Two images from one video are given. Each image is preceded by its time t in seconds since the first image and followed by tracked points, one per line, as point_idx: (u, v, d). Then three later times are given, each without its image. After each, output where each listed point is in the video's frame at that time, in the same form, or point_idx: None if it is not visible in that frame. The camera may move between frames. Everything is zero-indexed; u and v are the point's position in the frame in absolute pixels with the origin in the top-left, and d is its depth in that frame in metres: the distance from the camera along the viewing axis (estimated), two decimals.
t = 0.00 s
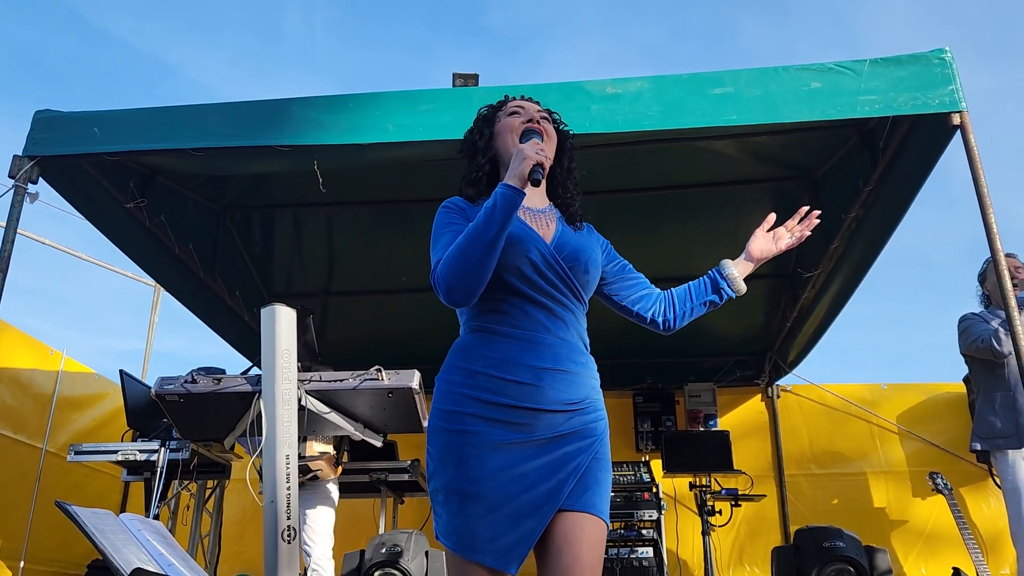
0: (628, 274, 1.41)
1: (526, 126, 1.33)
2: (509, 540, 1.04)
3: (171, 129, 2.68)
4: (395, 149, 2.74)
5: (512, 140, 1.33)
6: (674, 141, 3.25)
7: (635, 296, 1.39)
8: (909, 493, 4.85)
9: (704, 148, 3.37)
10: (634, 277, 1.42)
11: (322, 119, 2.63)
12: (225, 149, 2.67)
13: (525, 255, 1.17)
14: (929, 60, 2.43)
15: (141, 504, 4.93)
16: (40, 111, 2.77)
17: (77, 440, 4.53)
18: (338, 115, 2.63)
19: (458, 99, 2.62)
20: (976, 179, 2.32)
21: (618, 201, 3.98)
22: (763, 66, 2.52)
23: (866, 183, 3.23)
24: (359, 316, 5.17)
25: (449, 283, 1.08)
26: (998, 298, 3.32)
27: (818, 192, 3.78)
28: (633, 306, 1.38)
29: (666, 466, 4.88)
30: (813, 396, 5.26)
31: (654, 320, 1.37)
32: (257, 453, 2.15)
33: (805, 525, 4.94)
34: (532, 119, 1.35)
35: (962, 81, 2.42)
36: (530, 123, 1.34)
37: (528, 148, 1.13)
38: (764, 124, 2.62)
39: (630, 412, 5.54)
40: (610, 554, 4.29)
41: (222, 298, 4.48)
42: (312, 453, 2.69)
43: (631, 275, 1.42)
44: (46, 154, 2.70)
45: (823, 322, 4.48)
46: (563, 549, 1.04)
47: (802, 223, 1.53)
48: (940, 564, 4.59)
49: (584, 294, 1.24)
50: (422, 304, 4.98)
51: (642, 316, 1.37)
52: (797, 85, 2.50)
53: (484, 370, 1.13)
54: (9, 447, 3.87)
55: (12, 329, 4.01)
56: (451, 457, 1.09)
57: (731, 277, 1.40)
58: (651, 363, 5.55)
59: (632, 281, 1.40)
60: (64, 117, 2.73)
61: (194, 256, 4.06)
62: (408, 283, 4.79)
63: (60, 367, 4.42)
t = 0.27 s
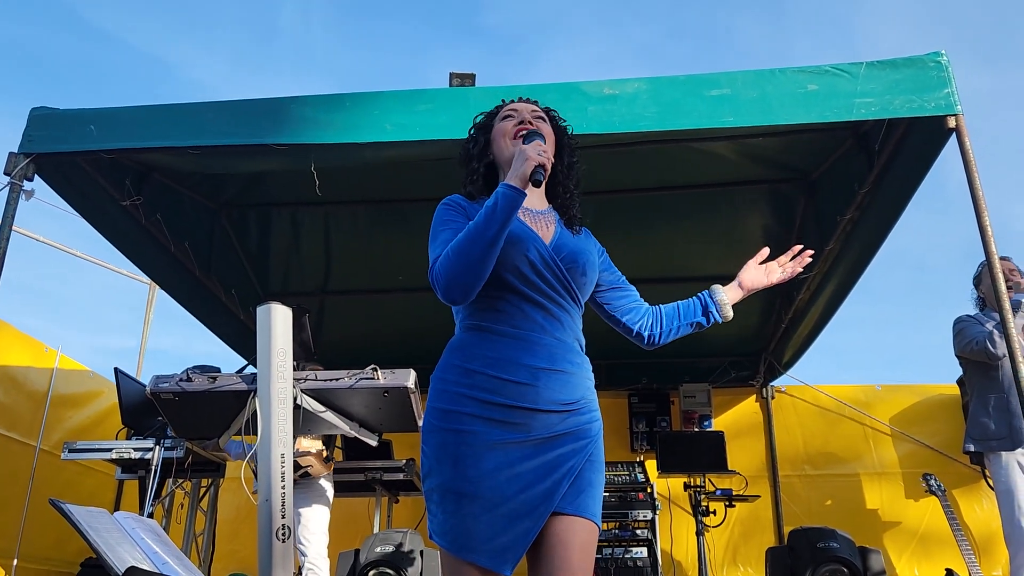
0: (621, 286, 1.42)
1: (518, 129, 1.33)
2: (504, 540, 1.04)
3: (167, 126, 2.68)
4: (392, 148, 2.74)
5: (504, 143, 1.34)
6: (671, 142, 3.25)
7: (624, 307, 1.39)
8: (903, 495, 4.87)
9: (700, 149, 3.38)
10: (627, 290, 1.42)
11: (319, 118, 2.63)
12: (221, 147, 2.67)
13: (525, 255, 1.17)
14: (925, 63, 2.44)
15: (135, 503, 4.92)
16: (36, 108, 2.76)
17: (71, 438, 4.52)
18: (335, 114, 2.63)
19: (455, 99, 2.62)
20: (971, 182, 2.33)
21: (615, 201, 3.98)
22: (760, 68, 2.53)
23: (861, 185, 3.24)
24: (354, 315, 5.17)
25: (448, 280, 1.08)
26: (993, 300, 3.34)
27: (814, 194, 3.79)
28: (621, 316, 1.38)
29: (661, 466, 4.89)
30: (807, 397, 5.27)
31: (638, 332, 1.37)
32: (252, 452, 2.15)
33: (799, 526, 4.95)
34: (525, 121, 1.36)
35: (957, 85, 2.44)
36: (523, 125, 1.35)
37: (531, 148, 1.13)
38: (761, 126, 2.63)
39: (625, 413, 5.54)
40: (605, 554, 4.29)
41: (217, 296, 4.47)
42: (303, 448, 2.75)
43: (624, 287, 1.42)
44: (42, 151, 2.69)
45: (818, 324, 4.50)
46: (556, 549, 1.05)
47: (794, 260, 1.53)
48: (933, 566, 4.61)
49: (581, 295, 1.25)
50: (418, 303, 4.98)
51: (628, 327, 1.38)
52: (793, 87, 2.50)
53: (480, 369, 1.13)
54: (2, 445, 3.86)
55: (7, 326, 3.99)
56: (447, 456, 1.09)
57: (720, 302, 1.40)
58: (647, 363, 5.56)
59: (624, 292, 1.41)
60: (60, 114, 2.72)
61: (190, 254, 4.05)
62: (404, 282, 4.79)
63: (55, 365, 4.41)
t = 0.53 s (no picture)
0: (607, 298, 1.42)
1: (522, 131, 1.34)
2: (497, 537, 1.03)
3: (162, 121, 2.66)
4: (388, 145, 2.73)
5: (507, 144, 1.34)
6: (667, 142, 3.25)
7: (607, 319, 1.39)
8: (896, 495, 4.88)
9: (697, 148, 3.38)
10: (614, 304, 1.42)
11: (315, 114, 2.62)
12: (216, 142, 2.66)
13: (520, 253, 1.17)
14: (921, 64, 2.45)
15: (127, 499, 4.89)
16: (29, 102, 2.74)
17: (63, 434, 4.50)
18: (331, 110, 2.62)
19: (452, 96, 2.61)
20: (967, 183, 2.33)
21: (611, 200, 3.98)
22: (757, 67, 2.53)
23: (857, 185, 3.24)
24: (349, 313, 5.15)
25: (441, 279, 1.08)
26: (987, 301, 3.35)
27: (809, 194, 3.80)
28: (602, 326, 1.38)
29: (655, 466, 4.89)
30: (801, 398, 5.28)
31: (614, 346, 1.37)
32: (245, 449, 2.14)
33: (793, 526, 4.96)
34: (529, 122, 1.36)
35: (954, 86, 2.44)
36: (527, 127, 1.35)
37: (527, 151, 1.14)
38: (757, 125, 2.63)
39: (619, 412, 5.54)
40: (599, 553, 4.29)
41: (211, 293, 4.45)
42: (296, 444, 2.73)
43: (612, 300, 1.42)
44: (36, 145, 2.67)
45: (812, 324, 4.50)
46: (554, 547, 1.04)
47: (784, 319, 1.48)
48: (926, 566, 4.62)
49: (575, 295, 1.24)
50: (413, 301, 4.97)
51: (606, 339, 1.38)
52: (790, 87, 2.50)
53: (473, 365, 1.13)
54: None
55: None
56: (440, 452, 1.09)
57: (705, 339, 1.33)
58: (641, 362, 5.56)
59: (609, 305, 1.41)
60: (54, 108, 2.70)
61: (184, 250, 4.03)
62: (399, 280, 4.78)
63: (47, 361, 4.38)
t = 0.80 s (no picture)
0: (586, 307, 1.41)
1: (521, 140, 1.34)
2: (493, 536, 1.03)
3: (158, 118, 2.65)
4: (384, 144, 2.72)
5: (505, 152, 1.34)
6: (663, 142, 3.26)
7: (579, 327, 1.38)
8: (890, 496, 4.90)
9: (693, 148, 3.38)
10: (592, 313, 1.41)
11: (310, 112, 2.62)
12: (212, 139, 2.65)
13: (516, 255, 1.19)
14: (917, 66, 2.45)
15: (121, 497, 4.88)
16: (24, 98, 2.73)
17: (56, 431, 4.48)
18: (327, 108, 2.62)
19: (448, 95, 2.61)
20: (962, 185, 2.34)
21: (607, 200, 3.98)
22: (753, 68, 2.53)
23: (852, 187, 3.25)
24: (344, 311, 5.15)
25: (449, 286, 1.07)
26: (981, 303, 3.36)
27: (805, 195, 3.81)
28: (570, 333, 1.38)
29: (649, 466, 4.90)
30: (795, 398, 5.29)
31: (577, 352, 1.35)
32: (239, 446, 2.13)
33: (787, 526, 4.97)
34: (529, 130, 1.35)
35: (949, 88, 2.44)
36: (526, 135, 1.35)
37: (564, 184, 1.12)
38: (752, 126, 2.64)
39: (614, 412, 5.55)
40: (592, 552, 4.29)
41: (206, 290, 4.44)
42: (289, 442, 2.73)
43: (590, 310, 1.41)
44: (30, 141, 2.66)
45: (807, 325, 4.51)
46: (543, 546, 1.04)
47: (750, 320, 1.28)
48: (919, 567, 4.64)
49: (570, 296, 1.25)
50: (408, 300, 4.97)
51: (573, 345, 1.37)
52: (786, 88, 2.51)
53: (470, 364, 1.13)
54: None
55: None
56: (437, 451, 1.09)
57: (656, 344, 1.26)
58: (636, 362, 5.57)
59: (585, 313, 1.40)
60: (50, 104, 2.69)
61: (179, 247, 4.02)
62: (395, 278, 4.78)
63: (40, 357, 4.36)
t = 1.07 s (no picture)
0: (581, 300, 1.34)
1: (503, 148, 1.33)
2: (486, 535, 1.03)
3: (153, 115, 2.65)
4: (380, 142, 2.72)
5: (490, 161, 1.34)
6: (660, 142, 3.26)
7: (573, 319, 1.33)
8: (885, 496, 4.92)
9: (690, 148, 3.39)
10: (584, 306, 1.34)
11: (307, 109, 2.61)
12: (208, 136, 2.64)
13: (510, 256, 1.21)
14: (914, 67, 2.46)
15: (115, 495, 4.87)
16: (20, 94, 2.73)
17: (51, 429, 4.47)
18: (323, 106, 2.61)
19: (445, 94, 2.61)
20: (958, 186, 2.35)
21: (604, 199, 3.98)
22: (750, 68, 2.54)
23: (849, 187, 3.26)
24: (341, 310, 5.14)
25: (410, 314, 1.12)
26: (977, 304, 3.37)
27: (801, 196, 3.82)
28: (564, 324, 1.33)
29: (645, 465, 4.90)
30: (791, 398, 5.31)
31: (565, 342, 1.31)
32: (234, 445, 2.13)
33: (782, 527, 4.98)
34: (511, 136, 1.35)
35: (945, 89, 2.45)
36: (509, 141, 1.34)
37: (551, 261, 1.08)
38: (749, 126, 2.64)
39: (610, 411, 5.55)
40: (588, 551, 4.30)
41: (202, 288, 4.43)
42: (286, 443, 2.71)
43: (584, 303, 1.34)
44: (26, 138, 2.65)
45: (802, 325, 4.52)
46: (538, 545, 1.04)
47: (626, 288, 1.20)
48: (913, 567, 4.66)
49: (564, 295, 1.25)
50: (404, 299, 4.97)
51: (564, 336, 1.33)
52: (783, 88, 2.51)
53: (464, 364, 1.13)
54: None
55: None
56: (430, 450, 1.09)
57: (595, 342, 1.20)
58: (632, 362, 5.57)
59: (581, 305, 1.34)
60: (45, 101, 2.68)
61: (175, 245, 4.02)
62: (391, 277, 4.78)
63: (35, 355, 4.35)
